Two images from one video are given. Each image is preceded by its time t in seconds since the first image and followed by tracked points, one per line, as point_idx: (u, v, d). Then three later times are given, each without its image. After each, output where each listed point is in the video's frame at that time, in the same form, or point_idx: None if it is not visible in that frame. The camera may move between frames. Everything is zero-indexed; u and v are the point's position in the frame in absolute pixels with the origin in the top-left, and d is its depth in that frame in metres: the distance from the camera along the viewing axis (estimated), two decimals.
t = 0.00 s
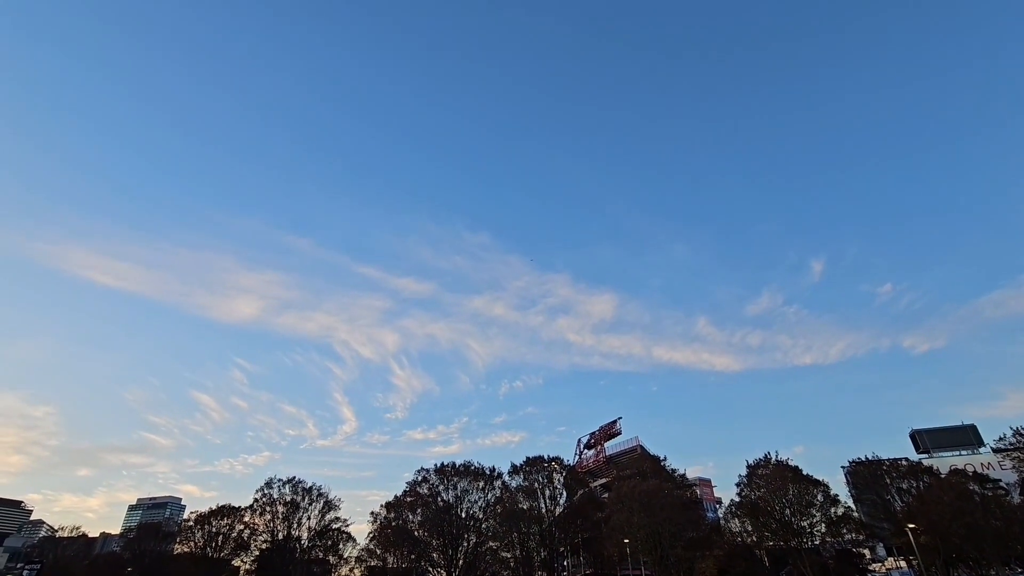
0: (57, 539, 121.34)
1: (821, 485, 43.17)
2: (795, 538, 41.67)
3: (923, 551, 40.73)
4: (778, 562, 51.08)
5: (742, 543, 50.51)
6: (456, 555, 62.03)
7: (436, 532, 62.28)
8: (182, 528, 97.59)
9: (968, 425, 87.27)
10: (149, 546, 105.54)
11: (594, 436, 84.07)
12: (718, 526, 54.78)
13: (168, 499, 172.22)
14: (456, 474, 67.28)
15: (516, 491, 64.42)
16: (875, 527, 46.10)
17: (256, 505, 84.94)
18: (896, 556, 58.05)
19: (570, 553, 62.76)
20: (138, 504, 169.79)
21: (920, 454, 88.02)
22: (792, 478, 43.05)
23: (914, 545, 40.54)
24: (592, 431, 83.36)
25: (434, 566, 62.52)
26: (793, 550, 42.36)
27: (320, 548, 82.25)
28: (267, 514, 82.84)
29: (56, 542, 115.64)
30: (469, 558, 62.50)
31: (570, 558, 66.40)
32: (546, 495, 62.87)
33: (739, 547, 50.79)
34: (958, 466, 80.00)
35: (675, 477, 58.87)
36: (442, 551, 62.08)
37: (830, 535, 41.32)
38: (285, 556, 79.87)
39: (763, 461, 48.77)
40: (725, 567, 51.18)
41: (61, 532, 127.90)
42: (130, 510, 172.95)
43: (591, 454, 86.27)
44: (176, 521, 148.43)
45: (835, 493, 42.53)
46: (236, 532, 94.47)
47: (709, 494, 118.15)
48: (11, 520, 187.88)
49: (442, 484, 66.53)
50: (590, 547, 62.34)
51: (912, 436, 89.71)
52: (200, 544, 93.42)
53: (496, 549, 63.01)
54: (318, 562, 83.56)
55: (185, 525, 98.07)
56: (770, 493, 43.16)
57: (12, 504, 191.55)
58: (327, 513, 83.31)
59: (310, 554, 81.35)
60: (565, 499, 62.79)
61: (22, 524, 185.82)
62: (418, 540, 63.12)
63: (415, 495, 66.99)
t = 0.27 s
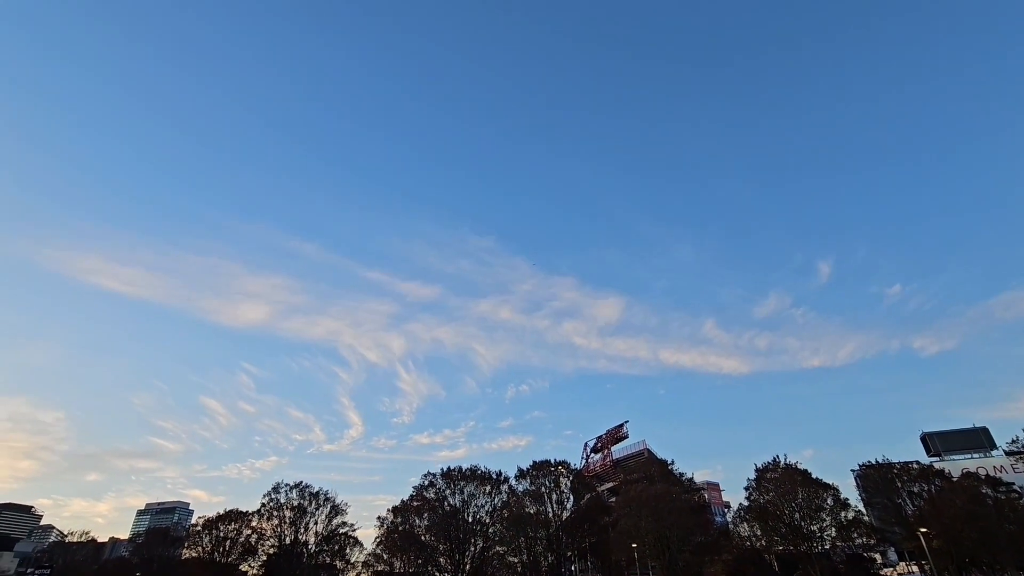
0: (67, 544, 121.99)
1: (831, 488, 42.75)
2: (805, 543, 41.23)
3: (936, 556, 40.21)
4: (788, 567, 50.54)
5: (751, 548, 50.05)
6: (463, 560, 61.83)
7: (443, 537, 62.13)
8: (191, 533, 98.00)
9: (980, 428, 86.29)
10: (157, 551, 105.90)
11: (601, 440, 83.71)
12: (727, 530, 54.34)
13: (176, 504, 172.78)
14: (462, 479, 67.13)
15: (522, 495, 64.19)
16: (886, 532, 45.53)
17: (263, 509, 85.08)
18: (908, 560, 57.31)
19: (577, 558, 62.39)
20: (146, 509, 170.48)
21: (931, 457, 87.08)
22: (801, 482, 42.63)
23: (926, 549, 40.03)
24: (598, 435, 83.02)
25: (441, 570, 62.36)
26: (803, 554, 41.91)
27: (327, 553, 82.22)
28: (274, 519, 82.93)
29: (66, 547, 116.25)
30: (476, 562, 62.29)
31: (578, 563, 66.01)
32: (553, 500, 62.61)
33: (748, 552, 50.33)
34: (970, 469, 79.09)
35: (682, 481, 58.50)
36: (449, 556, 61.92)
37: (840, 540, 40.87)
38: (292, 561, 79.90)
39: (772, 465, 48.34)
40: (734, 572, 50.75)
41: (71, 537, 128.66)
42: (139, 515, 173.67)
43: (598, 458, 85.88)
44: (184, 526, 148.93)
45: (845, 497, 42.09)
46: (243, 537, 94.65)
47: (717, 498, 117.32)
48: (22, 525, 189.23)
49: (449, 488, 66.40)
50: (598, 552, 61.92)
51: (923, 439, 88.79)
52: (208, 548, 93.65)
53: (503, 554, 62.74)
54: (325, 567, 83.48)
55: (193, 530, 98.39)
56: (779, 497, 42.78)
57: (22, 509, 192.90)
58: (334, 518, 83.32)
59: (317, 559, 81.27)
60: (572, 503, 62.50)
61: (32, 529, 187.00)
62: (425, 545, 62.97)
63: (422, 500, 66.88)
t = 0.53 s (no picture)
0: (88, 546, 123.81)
1: (849, 490, 42.04)
2: (824, 545, 40.59)
3: (959, 558, 39.37)
4: (807, 570, 49.77)
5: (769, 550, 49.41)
6: (477, 562, 61.78)
7: (457, 539, 62.16)
8: (208, 535, 99.09)
9: (1002, 428, 84.50)
10: (175, 553, 107.14)
11: (614, 442, 83.23)
12: (744, 532, 53.67)
13: (194, 507, 174.71)
14: (476, 481, 67.10)
15: (536, 497, 63.99)
16: (907, 534, 44.66)
17: (279, 512, 85.72)
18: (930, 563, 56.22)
19: (592, 560, 62.05)
20: (164, 512, 172.58)
21: (952, 458, 85.43)
22: (819, 483, 41.98)
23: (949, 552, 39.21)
24: (612, 437, 82.56)
25: (455, 572, 62.34)
26: (822, 557, 41.27)
27: (342, 555, 82.57)
28: (290, 521, 83.51)
29: (87, 549, 118.05)
30: (490, 565, 62.22)
31: (592, 565, 65.62)
32: (567, 502, 62.35)
33: (765, 554, 49.69)
34: (993, 470, 77.44)
35: (698, 483, 57.95)
36: (463, 558, 61.92)
37: (860, 542, 40.19)
38: (308, 563, 80.35)
39: (789, 466, 47.69)
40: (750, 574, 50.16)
41: (91, 539, 130.70)
42: (157, 518, 175.88)
43: (611, 460, 85.37)
44: (202, 529, 150.52)
45: (865, 499, 41.36)
46: (260, 539, 95.42)
47: (733, 500, 116.05)
48: (44, 528, 192.61)
49: (462, 490, 66.41)
50: (613, 554, 61.52)
51: (944, 439, 87.13)
52: (225, 551, 94.58)
53: (517, 556, 62.58)
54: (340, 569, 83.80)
55: (211, 533, 99.43)
56: (797, 499, 42.17)
57: (44, 511, 196.35)
58: (349, 520, 83.71)
59: (332, 561, 81.64)
60: (586, 506, 62.19)
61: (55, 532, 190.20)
62: (439, 548, 63.02)
63: (435, 502, 66.97)
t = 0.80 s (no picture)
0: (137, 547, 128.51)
1: (895, 488, 40.50)
2: (868, 546, 39.19)
3: (1015, 559, 37.52)
4: (851, 571, 48.10)
5: (810, 551, 47.98)
6: (511, 562, 61.74)
7: (490, 539, 62.26)
8: (249, 536, 101.65)
9: None
10: (218, 553, 110.40)
11: (646, 441, 82.10)
12: (783, 532, 52.26)
13: (234, 508, 179.46)
14: (507, 481, 67.08)
15: (568, 497, 63.61)
16: (958, 534, 42.76)
17: (316, 513, 87.34)
18: (984, 564, 53.71)
19: (627, 561, 61.34)
20: (207, 513, 177.85)
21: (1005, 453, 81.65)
22: (862, 481, 40.56)
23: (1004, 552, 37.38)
24: (644, 436, 81.44)
25: (489, 573, 62.46)
26: (866, 557, 39.87)
27: (378, 555, 83.54)
28: (326, 522, 85.00)
29: (135, 550, 122.34)
30: (524, 565, 62.08)
31: (627, 566, 64.86)
32: (600, 502, 61.78)
33: (807, 554, 48.26)
34: None
35: (734, 481, 56.72)
36: (497, 558, 61.97)
37: (907, 542, 38.65)
38: (345, 564, 81.55)
39: (829, 463, 46.25)
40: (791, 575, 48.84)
41: (140, 540, 135.51)
42: (200, 520, 181.35)
43: (644, 459, 84.26)
44: (243, 530, 154.51)
45: (912, 497, 39.77)
46: (298, 540, 97.50)
47: (771, 499, 113.31)
48: (97, 529, 200.93)
49: (494, 491, 66.50)
50: (648, 554, 60.68)
51: (995, 434, 83.36)
52: (266, 551, 96.93)
53: (551, 556, 62.29)
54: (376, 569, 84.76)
55: (251, 533, 102.12)
56: (839, 498, 40.84)
57: (96, 513, 204.67)
58: (383, 521, 84.67)
59: (368, 561, 82.65)
60: (619, 505, 61.55)
61: (106, 533, 198.06)
62: (472, 548, 63.21)
63: (468, 502, 67.19)
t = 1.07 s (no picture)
0: (205, 547, 134.90)
1: (970, 483, 38.05)
2: (943, 544, 36.95)
3: None
4: (924, 571, 45.48)
5: (878, 549, 45.67)
6: (562, 562, 61.41)
7: (541, 539, 62.08)
8: (307, 536, 104.97)
9: None
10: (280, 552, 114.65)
11: (697, 437, 80.07)
12: (847, 531, 49.91)
13: (293, 509, 185.72)
14: (555, 481, 66.74)
15: (618, 496, 62.72)
16: None
17: (370, 513, 89.36)
18: None
19: (681, 560, 59.98)
20: (267, 515, 184.74)
21: None
22: (932, 476, 38.29)
23: None
24: (694, 432, 79.46)
25: (541, 572, 62.29)
26: (941, 556, 37.61)
27: (430, 555, 84.61)
28: (380, 522, 86.88)
29: (203, 550, 128.13)
30: (576, 565, 61.60)
31: (682, 565, 63.44)
32: (651, 500, 60.67)
33: (874, 553, 45.97)
34: None
35: (791, 478, 54.60)
36: (549, 557, 61.77)
37: (986, 541, 36.23)
38: (399, 563, 83.01)
39: (895, 458, 43.87)
40: (858, 575, 46.60)
41: (207, 540, 141.99)
42: (261, 521, 188.55)
43: (695, 456, 82.20)
44: (301, 530, 159.68)
45: (990, 492, 37.26)
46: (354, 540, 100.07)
47: (833, 496, 108.56)
48: (168, 531, 211.99)
49: (543, 490, 66.30)
50: (703, 554, 59.16)
51: None
52: (323, 550, 100.00)
53: (603, 556, 61.58)
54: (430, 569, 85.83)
55: (310, 533, 105.61)
56: (908, 494, 38.68)
57: (167, 515, 215.94)
58: (435, 521, 85.76)
59: (422, 561, 83.85)
60: (671, 504, 60.26)
61: (176, 534, 208.66)
62: (523, 547, 63.21)
63: (517, 502, 67.24)
